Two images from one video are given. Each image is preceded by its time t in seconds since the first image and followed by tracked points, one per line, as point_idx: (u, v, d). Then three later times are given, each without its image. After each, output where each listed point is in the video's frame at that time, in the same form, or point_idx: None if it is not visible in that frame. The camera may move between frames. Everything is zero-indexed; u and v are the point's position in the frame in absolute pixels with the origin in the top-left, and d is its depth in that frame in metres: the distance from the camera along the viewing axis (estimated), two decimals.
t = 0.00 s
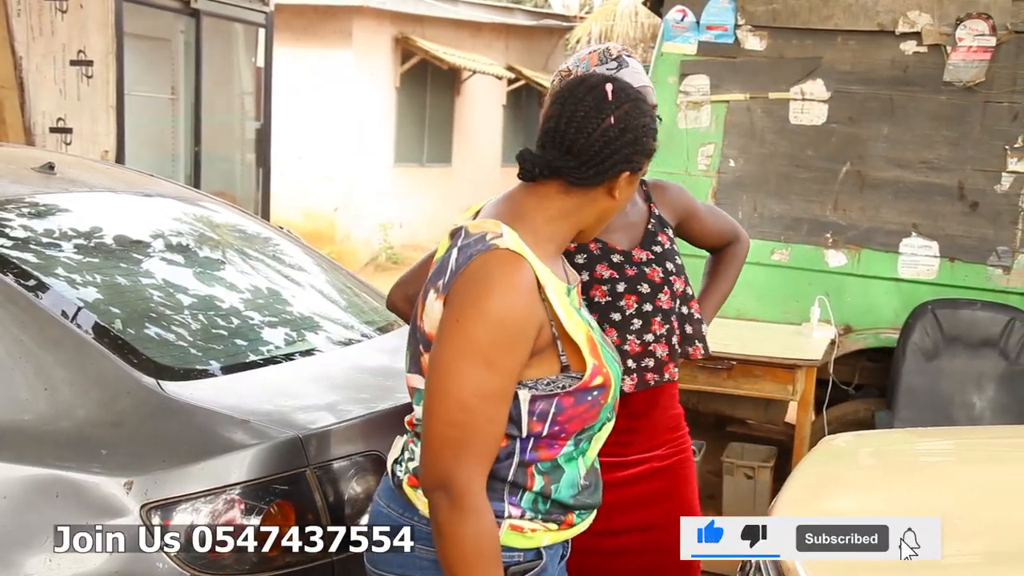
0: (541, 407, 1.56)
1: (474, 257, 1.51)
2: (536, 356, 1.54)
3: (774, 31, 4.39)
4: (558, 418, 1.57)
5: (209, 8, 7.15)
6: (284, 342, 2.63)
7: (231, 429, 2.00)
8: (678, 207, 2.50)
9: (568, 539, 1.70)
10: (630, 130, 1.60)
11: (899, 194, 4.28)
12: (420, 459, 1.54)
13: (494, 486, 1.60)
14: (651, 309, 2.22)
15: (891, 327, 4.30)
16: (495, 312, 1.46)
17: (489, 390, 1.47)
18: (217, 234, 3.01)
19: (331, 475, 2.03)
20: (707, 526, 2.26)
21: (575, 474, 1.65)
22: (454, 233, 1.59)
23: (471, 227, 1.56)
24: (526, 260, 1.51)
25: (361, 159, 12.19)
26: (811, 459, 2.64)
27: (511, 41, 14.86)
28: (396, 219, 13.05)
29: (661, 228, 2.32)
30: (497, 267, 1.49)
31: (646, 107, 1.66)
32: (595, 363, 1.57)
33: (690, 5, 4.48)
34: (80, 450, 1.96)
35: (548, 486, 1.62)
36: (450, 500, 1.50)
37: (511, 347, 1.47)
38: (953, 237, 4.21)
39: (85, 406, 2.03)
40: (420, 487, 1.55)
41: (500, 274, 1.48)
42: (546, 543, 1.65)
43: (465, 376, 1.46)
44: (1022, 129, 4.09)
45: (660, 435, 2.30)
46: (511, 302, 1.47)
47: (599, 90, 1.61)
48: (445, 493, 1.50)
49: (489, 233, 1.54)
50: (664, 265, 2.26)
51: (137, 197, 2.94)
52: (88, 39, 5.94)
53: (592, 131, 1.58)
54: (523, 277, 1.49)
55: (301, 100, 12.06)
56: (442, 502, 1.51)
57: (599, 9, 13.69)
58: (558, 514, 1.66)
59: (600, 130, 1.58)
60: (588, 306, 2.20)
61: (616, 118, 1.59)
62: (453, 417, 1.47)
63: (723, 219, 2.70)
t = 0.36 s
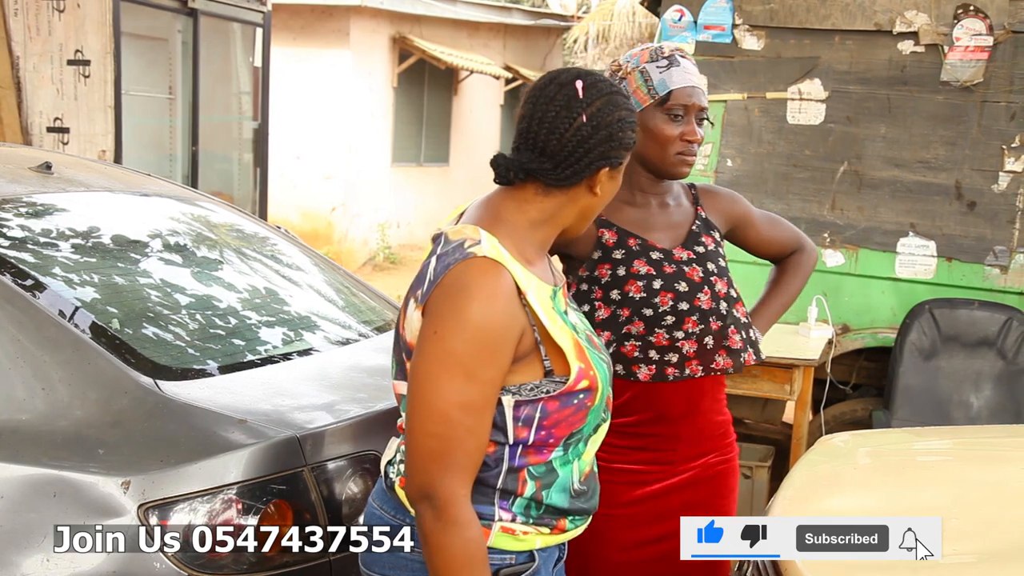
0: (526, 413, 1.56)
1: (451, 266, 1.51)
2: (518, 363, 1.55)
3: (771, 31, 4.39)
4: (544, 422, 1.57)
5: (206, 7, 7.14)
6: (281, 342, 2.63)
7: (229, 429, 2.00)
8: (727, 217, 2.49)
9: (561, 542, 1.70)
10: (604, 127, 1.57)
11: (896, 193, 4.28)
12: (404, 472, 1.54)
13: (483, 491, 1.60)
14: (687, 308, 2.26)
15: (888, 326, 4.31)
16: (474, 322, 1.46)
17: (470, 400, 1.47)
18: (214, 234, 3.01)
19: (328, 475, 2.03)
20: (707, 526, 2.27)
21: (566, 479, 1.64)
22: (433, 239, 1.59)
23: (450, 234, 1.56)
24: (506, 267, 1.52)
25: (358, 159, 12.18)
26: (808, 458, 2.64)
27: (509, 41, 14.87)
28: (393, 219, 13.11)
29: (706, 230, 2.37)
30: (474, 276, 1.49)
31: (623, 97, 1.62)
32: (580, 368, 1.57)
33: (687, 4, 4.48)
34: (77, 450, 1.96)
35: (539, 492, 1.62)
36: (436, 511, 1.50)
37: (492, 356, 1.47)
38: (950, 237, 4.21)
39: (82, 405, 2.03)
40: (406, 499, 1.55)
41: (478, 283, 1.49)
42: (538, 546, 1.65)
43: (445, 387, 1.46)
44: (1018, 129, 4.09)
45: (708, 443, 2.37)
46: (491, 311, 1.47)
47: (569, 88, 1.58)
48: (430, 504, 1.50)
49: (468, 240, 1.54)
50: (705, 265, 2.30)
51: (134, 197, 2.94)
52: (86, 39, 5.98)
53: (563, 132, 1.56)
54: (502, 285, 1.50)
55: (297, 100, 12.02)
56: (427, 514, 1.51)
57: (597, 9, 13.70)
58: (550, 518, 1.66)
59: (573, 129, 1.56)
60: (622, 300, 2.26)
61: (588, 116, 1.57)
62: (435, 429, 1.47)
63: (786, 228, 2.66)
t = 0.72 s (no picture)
0: (522, 414, 1.56)
1: (442, 270, 1.51)
2: (511, 366, 1.55)
3: (768, 30, 4.38)
4: (540, 424, 1.57)
5: (203, 7, 7.14)
6: (279, 342, 2.63)
7: (226, 429, 1.99)
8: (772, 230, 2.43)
9: (561, 543, 1.70)
10: (590, 124, 1.57)
11: (893, 193, 4.28)
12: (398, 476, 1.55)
13: (481, 493, 1.60)
14: (711, 320, 2.26)
15: (885, 326, 4.31)
16: (465, 327, 1.46)
17: (463, 405, 1.47)
18: (211, 233, 3.01)
19: (326, 475, 2.03)
20: (707, 526, 2.31)
21: (565, 480, 1.65)
22: (425, 241, 1.59)
23: (441, 237, 1.56)
24: (498, 271, 1.51)
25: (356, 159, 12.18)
26: (805, 458, 2.64)
27: (506, 40, 14.88)
28: (390, 219, 13.12)
29: (748, 244, 2.34)
30: (466, 281, 1.49)
31: (610, 93, 1.62)
32: (576, 368, 1.57)
33: (684, 4, 4.42)
34: (74, 450, 1.96)
35: (538, 493, 1.62)
36: (428, 516, 1.51)
37: (484, 362, 1.47)
38: (947, 236, 4.21)
39: (79, 406, 2.03)
40: (400, 503, 1.56)
41: (470, 288, 1.48)
42: (538, 547, 1.65)
43: (437, 392, 1.46)
44: (1015, 128, 4.09)
45: (737, 449, 2.39)
46: (482, 316, 1.47)
47: (554, 85, 1.58)
48: (422, 509, 1.51)
49: (458, 244, 1.54)
50: (737, 279, 2.29)
51: (132, 197, 2.94)
52: (83, 38, 5.96)
53: (548, 130, 1.56)
54: (494, 290, 1.50)
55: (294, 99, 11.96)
56: (419, 518, 1.52)
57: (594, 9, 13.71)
58: (551, 519, 1.66)
59: (557, 127, 1.56)
60: (647, 306, 2.28)
61: (573, 113, 1.57)
62: (427, 434, 1.47)
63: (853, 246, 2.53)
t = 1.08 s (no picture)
0: (528, 413, 1.56)
1: (445, 272, 1.50)
2: (516, 367, 1.54)
3: (765, 28, 4.37)
4: (546, 421, 1.57)
5: (199, 5, 7.12)
6: (276, 340, 2.62)
7: (223, 427, 1.99)
8: (781, 234, 2.42)
9: (564, 540, 1.70)
10: (583, 125, 1.56)
11: (889, 190, 4.28)
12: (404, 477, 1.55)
13: (483, 489, 1.60)
14: (698, 313, 2.27)
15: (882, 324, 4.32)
16: (470, 329, 1.46)
17: (469, 407, 1.47)
18: (207, 232, 3.00)
19: (322, 473, 2.02)
20: (707, 526, 2.30)
21: (567, 474, 1.65)
22: (426, 241, 1.58)
23: (443, 238, 1.55)
24: (501, 272, 1.51)
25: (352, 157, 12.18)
26: (802, 455, 2.64)
27: (503, 39, 14.89)
28: (387, 217, 13.12)
29: (745, 243, 2.34)
30: (470, 283, 1.49)
31: (605, 92, 1.61)
32: (580, 366, 1.57)
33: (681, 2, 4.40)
34: (71, 449, 1.96)
35: (540, 488, 1.62)
36: (436, 517, 1.51)
37: (489, 363, 1.47)
38: (943, 234, 4.22)
39: (75, 404, 2.02)
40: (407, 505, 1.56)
41: (474, 289, 1.48)
42: (540, 546, 1.66)
43: (442, 394, 1.46)
44: (1012, 126, 4.10)
45: (722, 448, 2.39)
46: (486, 317, 1.47)
47: (544, 87, 1.57)
48: (430, 511, 1.51)
49: (461, 245, 1.53)
50: (728, 275, 2.28)
51: (128, 195, 2.93)
52: (78, 36, 5.91)
53: (540, 134, 1.56)
54: (498, 291, 1.49)
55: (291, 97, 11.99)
56: (427, 520, 1.52)
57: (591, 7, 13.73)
58: (553, 514, 1.66)
59: (551, 130, 1.56)
60: (634, 292, 2.28)
61: (565, 115, 1.56)
62: (433, 437, 1.47)
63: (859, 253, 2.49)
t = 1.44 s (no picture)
0: (534, 410, 1.56)
1: (449, 274, 1.50)
2: (521, 365, 1.54)
3: (762, 25, 4.37)
4: (553, 417, 1.58)
5: (196, 2, 7.11)
6: (273, 337, 2.62)
7: (219, 424, 1.99)
8: (774, 230, 2.41)
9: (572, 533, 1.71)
10: (590, 124, 1.57)
11: (886, 187, 4.28)
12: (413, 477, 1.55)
13: (494, 486, 1.60)
14: (692, 312, 2.29)
15: (879, 321, 4.32)
16: (474, 328, 1.46)
17: (476, 406, 1.48)
18: (204, 228, 3.00)
19: (320, 470, 2.02)
20: (707, 526, 2.31)
21: (575, 469, 1.65)
22: (427, 244, 1.58)
23: (445, 239, 1.55)
24: (503, 270, 1.51)
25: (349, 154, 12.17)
26: (799, 452, 2.65)
27: (500, 35, 14.87)
28: (384, 214, 13.12)
29: (737, 241, 2.34)
30: (474, 283, 1.49)
31: (613, 94, 1.61)
32: (585, 363, 1.57)
33: None
34: (67, 446, 1.96)
35: (549, 483, 1.63)
36: (446, 517, 1.51)
37: (495, 362, 1.47)
38: (940, 231, 4.22)
39: (72, 401, 2.02)
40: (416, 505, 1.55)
41: (477, 288, 1.48)
42: (550, 539, 1.66)
43: (448, 394, 1.46)
44: (1008, 123, 4.09)
45: (717, 444, 2.40)
46: (491, 316, 1.47)
47: (555, 85, 1.58)
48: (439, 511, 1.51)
49: (463, 245, 1.53)
50: (721, 274, 2.29)
51: (124, 191, 2.93)
52: (74, 32, 5.94)
53: (548, 130, 1.56)
54: (502, 289, 1.49)
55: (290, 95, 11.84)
56: (436, 519, 1.51)
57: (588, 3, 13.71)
58: (562, 507, 1.66)
59: (558, 127, 1.56)
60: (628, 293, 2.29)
61: (574, 113, 1.56)
62: (440, 437, 1.47)
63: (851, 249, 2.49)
